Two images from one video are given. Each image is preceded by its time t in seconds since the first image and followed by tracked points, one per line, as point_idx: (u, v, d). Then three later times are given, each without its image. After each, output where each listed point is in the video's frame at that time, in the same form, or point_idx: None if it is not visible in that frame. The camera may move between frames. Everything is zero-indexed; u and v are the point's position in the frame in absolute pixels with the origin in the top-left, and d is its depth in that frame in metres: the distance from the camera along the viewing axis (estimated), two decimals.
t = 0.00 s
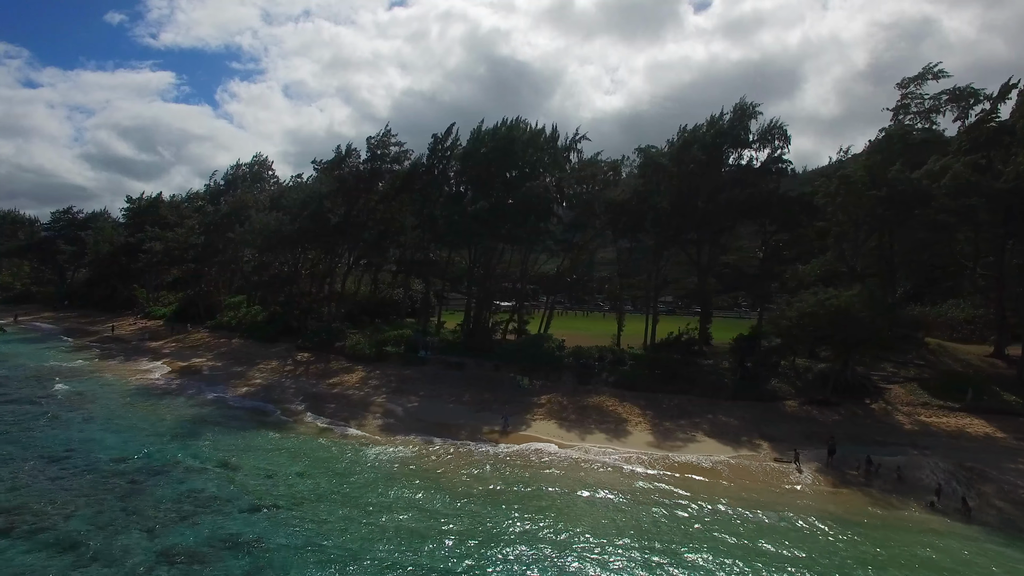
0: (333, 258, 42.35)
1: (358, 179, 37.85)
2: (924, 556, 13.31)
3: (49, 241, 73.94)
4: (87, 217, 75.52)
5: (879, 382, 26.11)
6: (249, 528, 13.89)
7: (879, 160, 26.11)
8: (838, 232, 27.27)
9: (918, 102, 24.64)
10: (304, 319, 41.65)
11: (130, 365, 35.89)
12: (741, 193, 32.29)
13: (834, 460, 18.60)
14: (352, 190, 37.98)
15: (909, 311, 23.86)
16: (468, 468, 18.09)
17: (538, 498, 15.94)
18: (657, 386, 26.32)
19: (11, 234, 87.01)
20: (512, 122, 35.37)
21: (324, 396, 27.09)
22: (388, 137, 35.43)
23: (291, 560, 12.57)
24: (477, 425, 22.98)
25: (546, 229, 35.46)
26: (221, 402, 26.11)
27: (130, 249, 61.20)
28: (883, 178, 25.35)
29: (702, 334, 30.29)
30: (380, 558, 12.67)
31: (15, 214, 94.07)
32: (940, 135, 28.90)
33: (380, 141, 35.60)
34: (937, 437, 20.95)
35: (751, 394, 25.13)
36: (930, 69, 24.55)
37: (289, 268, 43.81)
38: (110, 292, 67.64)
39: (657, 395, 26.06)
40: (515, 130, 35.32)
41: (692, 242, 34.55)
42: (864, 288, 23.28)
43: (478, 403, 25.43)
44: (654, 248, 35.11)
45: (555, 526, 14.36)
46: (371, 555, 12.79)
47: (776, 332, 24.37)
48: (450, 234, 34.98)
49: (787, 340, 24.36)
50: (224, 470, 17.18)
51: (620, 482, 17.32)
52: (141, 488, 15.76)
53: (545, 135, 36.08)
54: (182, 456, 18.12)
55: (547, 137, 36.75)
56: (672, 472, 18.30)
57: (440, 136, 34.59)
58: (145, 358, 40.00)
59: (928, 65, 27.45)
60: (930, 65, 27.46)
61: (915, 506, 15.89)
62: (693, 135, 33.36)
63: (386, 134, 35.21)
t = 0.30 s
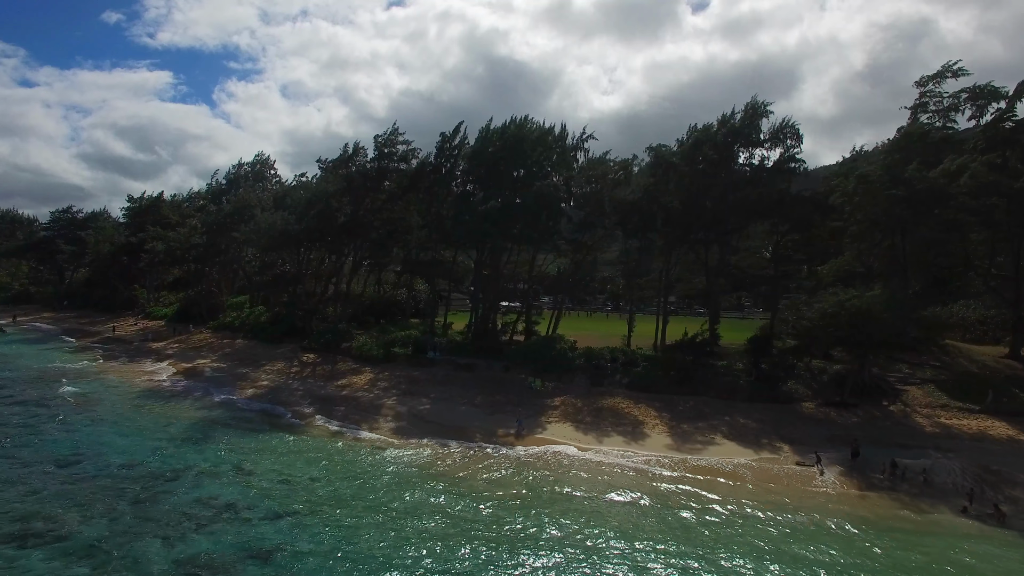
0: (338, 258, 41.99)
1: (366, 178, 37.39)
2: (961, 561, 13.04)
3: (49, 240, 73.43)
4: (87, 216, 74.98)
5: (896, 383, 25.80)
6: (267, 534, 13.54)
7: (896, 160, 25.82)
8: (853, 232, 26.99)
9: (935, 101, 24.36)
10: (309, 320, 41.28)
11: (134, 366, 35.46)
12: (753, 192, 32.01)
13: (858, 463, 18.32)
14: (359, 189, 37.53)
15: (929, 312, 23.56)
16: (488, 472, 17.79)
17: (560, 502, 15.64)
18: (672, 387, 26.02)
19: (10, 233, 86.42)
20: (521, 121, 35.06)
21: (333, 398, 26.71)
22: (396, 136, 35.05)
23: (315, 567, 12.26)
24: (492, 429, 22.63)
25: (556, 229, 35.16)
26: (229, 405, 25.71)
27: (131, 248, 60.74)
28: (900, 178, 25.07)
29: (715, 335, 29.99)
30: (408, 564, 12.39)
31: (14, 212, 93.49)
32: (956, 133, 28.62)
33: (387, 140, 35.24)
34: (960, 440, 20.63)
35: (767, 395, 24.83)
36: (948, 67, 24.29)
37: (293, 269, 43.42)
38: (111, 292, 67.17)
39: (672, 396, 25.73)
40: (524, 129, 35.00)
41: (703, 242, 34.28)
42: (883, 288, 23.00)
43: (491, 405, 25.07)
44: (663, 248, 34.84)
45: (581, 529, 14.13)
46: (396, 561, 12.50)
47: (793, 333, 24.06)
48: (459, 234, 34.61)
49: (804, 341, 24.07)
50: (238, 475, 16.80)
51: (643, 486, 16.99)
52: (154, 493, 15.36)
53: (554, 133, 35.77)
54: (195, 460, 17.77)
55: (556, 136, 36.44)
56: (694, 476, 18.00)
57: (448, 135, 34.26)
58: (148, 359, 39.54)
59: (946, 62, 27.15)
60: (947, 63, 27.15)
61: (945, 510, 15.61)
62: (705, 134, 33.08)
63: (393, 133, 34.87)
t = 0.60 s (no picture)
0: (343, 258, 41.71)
1: (373, 177, 37.01)
2: (993, 564, 12.86)
3: (49, 240, 72.99)
4: (87, 215, 74.53)
5: (911, 385, 25.61)
6: (289, 539, 13.29)
7: (911, 159, 25.63)
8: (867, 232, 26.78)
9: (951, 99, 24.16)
10: (313, 321, 41.01)
11: (138, 367, 35.13)
12: (764, 192, 31.79)
13: (879, 466, 18.12)
14: (366, 188, 37.13)
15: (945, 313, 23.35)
16: (506, 475, 17.58)
17: (584, 506, 15.41)
18: (684, 389, 25.80)
19: (8, 233, 85.81)
20: (529, 120, 34.79)
21: (343, 400, 26.42)
22: (403, 135, 34.76)
23: (340, 571, 12.05)
24: (505, 431, 22.39)
25: (564, 229, 34.93)
26: (237, 407, 25.40)
27: (132, 249, 60.35)
28: (915, 177, 24.84)
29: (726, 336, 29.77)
30: (435, 568, 12.18)
31: (13, 212, 92.89)
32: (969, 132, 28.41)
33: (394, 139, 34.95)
34: (980, 442, 20.43)
35: (782, 397, 24.62)
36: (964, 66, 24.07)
37: (298, 269, 43.12)
38: (111, 293, 66.76)
39: (685, 398, 25.51)
40: (532, 128, 34.73)
41: (712, 242, 34.07)
42: (899, 288, 22.76)
43: (503, 407, 24.80)
44: (672, 248, 34.62)
45: (607, 532, 13.94)
46: (424, 564, 12.30)
47: (808, 334, 23.83)
48: (468, 233, 34.31)
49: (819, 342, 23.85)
50: (253, 479, 16.52)
51: (664, 489, 16.77)
52: (168, 497, 15.04)
53: (562, 133, 35.51)
54: (208, 463, 17.47)
55: (564, 135, 36.19)
56: (714, 479, 17.79)
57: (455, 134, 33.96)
58: (152, 360, 39.19)
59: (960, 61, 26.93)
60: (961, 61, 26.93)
61: (972, 513, 15.41)
62: (714, 133, 32.88)
63: (400, 132, 34.57)
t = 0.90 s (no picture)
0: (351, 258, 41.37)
1: (383, 175, 36.63)
2: None
3: (51, 240, 72.48)
4: (89, 215, 74.05)
5: (931, 387, 25.36)
6: (316, 545, 12.99)
7: (931, 158, 25.35)
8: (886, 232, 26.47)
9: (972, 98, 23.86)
10: (320, 321, 40.67)
11: (144, 368, 34.74)
12: (779, 191, 31.51)
13: (907, 469, 17.84)
14: (375, 186, 36.72)
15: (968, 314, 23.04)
16: (529, 480, 17.28)
17: (612, 511, 15.13)
18: (701, 390, 25.54)
19: (8, 233, 85.23)
20: (540, 119, 34.44)
21: (355, 402, 26.09)
22: (413, 133, 34.40)
23: None
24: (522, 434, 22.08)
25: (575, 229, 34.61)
26: (249, 409, 25.06)
27: (135, 248, 59.94)
28: (937, 176, 24.51)
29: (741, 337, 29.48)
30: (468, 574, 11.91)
31: (14, 212, 92.31)
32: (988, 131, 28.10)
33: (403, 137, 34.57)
34: (1006, 444, 20.15)
35: (800, 399, 24.36)
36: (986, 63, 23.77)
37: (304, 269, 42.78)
38: (113, 293, 66.33)
39: (702, 400, 25.22)
40: (543, 127, 34.39)
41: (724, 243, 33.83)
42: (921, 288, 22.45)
43: (519, 409, 24.49)
44: (685, 248, 34.33)
45: (639, 536, 13.68)
46: (457, 570, 12.04)
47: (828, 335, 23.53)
48: (481, 233, 33.96)
49: (839, 343, 23.56)
50: (272, 484, 16.17)
51: (691, 493, 16.49)
52: (186, 504, 14.66)
53: (573, 131, 35.19)
54: (224, 468, 17.08)
55: (575, 134, 35.86)
56: (740, 483, 17.50)
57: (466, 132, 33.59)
58: (157, 361, 38.80)
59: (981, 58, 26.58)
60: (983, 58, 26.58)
61: (1006, 518, 15.15)
62: (728, 132, 32.60)
63: (410, 130, 34.20)
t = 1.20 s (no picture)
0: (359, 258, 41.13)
1: (392, 174, 36.36)
2: None
3: (52, 240, 72.06)
4: (90, 215, 73.72)
5: (948, 388, 25.17)
6: (341, 551, 12.78)
7: (947, 157, 25.16)
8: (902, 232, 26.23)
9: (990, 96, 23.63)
10: (327, 322, 40.42)
11: (150, 370, 34.46)
12: (791, 191, 31.30)
13: (931, 472, 17.62)
14: (383, 186, 36.43)
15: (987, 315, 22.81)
16: (549, 484, 17.04)
17: (637, 517, 14.93)
18: (716, 392, 25.39)
19: (9, 233, 84.87)
20: (550, 118, 34.19)
21: (367, 403, 25.83)
22: (421, 133, 34.15)
23: None
24: (538, 437, 21.88)
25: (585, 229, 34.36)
26: (260, 411, 24.80)
27: (138, 249, 59.64)
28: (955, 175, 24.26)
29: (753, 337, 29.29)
30: None
31: (14, 211, 91.87)
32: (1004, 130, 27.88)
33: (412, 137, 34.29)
34: None
35: (817, 400, 24.16)
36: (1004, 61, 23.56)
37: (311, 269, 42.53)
38: (116, 293, 66.00)
39: (717, 401, 25.06)
40: (553, 126, 34.16)
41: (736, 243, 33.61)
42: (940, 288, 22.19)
43: (533, 411, 24.26)
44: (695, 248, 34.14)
45: (666, 543, 13.49)
46: None
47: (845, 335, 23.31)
48: (491, 232, 33.71)
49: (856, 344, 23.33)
50: (291, 488, 15.94)
51: (714, 496, 16.32)
52: (204, 508, 14.41)
53: (583, 131, 34.97)
54: (240, 471, 16.85)
55: (585, 133, 35.63)
56: (763, 485, 17.33)
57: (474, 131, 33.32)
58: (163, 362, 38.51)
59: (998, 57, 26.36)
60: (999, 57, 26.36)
61: None
62: (740, 132, 32.41)
63: (418, 129, 33.93)
